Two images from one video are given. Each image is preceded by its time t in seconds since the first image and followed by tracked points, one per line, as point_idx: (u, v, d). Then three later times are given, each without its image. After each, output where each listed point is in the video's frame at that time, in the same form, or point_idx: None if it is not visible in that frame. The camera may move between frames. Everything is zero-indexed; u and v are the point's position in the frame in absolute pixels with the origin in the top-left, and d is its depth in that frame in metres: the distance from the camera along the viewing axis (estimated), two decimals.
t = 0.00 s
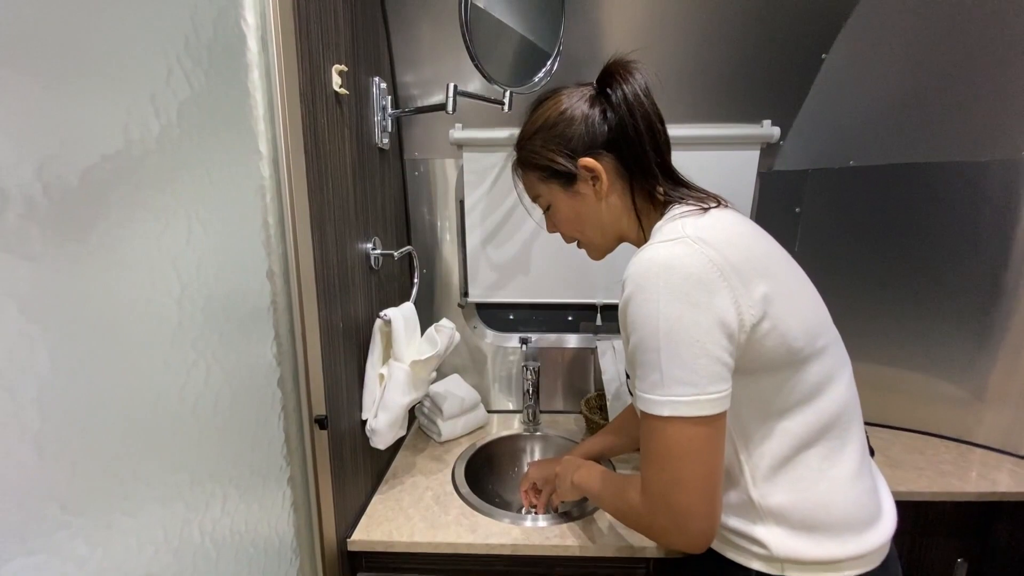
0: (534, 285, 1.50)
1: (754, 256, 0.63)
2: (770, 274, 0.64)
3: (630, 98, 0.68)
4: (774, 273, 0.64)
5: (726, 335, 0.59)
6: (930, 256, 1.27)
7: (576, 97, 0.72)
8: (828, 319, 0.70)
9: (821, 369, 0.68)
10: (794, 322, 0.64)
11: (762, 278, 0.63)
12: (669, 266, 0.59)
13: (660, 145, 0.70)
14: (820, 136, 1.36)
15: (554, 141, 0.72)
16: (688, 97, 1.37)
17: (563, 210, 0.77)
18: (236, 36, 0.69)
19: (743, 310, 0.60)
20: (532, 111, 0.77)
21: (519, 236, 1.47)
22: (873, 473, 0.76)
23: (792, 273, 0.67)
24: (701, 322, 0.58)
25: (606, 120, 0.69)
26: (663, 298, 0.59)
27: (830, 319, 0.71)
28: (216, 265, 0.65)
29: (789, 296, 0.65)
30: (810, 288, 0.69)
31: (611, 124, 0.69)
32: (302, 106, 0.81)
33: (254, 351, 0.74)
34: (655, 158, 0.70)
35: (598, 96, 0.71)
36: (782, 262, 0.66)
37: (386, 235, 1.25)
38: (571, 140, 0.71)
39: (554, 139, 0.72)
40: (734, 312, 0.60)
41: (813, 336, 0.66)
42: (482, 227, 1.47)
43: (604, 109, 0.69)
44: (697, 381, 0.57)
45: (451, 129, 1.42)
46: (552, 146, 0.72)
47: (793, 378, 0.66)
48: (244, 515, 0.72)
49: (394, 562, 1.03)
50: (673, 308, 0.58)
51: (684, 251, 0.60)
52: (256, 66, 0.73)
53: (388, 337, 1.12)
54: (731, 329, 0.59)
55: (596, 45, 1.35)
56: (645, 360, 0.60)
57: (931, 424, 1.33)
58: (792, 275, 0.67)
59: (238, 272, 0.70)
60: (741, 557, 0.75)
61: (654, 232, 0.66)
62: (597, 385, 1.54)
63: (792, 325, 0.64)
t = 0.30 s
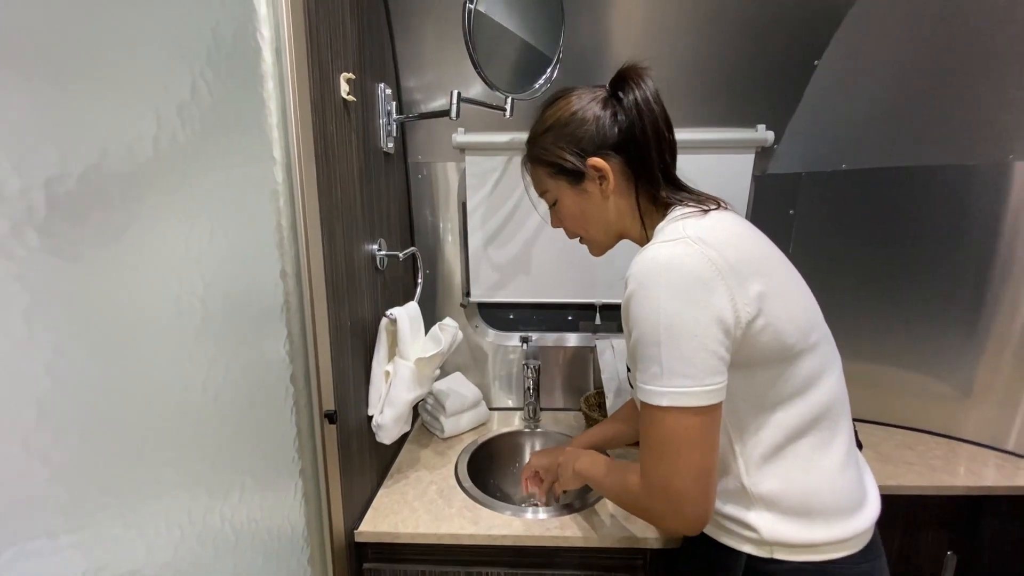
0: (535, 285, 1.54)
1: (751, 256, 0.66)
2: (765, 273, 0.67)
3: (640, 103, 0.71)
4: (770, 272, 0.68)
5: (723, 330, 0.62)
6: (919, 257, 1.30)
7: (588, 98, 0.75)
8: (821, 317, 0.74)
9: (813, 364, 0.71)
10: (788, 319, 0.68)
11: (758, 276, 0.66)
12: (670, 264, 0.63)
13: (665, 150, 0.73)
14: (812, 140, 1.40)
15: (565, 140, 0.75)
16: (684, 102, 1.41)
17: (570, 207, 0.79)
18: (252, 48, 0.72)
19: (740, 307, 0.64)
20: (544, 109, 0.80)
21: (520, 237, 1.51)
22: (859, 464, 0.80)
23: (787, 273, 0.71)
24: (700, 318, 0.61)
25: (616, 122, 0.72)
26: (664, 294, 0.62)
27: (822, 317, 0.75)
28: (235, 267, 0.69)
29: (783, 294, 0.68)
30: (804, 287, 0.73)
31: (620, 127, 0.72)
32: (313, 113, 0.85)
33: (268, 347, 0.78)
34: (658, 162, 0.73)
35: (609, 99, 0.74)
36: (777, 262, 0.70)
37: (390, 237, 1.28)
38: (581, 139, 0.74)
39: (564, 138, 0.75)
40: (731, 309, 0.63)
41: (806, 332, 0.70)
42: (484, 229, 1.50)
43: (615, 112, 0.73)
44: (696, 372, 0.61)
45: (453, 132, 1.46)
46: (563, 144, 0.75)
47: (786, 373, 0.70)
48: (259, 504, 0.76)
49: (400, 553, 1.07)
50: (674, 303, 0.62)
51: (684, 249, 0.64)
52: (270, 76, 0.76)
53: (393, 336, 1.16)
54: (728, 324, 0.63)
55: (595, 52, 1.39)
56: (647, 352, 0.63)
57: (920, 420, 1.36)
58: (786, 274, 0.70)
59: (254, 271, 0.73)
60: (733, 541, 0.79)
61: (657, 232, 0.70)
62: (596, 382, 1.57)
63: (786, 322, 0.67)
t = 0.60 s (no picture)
0: (535, 285, 1.57)
1: (765, 253, 0.70)
2: (778, 272, 0.70)
3: (686, 88, 0.74)
4: (782, 271, 0.71)
5: (735, 320, 0.66)
6: (909, 257, 1.34)
7: (633, 80, 0.77)
8: (830, 318, 0.77)
9: (818, 361, 0.75)
10: (796, 317, 0.71)
11: (771, 274, 0.69)
12: (687, 255, 0.66)
13: (700, 138, 0.76)
14: (806, 144, 1.43)
15: (607, 116, 0.76)
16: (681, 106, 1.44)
17: (602, 184, 0.80)
18: (267, 59, 0.75)
19: (752, 300, 0.67)
20: (585, 86, 0.80)
21: (520, 239, 1.54)
22: (854, 463, 0.83)
23: (800, 274, 0.74)
24: (715, 306, 0.65)
25: (660, 106, 0.74)
26: (679, 282, 0.66)
27: (831, 319, 0.78)
28: (251, 267, 0.72)
29: (794, 294, 0.71)
30: (816, 289, 0.76)
31: (665, 110, 0.74)
32: (323, 120, 0.88)
33: (280, 345, 0.81)
34: (692, 151, 0.77)
35: (653, 82, 0.76)
36: (790, 263, 0.73)
37: (395, 238, 1.32)
38: (625, 119, 0.75)
39: (607, 115, 0.76)
40: (744, 301, 0.66)
41: (814, 331, 0.73)
42: (485, 231, 1.54)
43: (660, 94, 0.74)
44: (705, 358, 0.64)
45: (456, 136, 1.50)
46: (604, 120, 0.76)
47: (792, 368, 0.74)
48: (273, 496, 0.79)
49: (405, 545, 1.10)
50: (690, 290, 0.65)
51: (702, 242, 0.67)
52: (283, 85, 0.79)
53: (398, 334, 1.19)
54: (740, 315, 0.66)
55: (595, 58, 1.42)
56: (662, 335, 0.66)
57: (911, 417, 1.40)
58: (799, 275, 0.74)
59: (267, 273, 0.77)
60: (724, 527, 0.82)
61: (675, 225, 0.73)
62: (595, 380, 1.61)
63: (795, 320, 0.71)
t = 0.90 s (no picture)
0: (533, 285, 1.60)
1: (774, 252, 0.73)
2: (786, 271, 0.73)
3: (675, 93, 0.76)
4: (789, 270, 0.74)
5: (747, 315, 0.68)
6: (900, 258, 1.37)
7: (622, 89, 0.80)
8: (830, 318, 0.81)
9: (818, 359, 0.78)
10: (802, 315, 0.74)
11: (780, 272, 0.72)
12: (701, 250, 0.69)
13: (695, 141, 0.78)
14: (800, 146, 1.45)
15: (599, 125, 0.79)
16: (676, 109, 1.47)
17: (600, 191, 0.84)
18: (273, 67, 0.78)
19: (763, 297, 0.70)
20: (579, 99, 0.84)
21: (518, 240, 1.57)
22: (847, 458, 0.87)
23: (804, 274, 0.77)
24: (728, 300, 0.67)
25: (651, 112, 0.77)
26: (694, 276, 0.68)
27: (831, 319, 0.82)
28: (259, 269, 0.75)
29: (797, 293, 0.74)
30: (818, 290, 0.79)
31: (656, 116, 0.77)
32: (326, 126, 0.91)
33: (286, 344, 0.84)
34: (688, 152, 0.79)
35: (644, 89, 0.79)
36: (796, 263, 0.76)
37: (395, 239, 1.35)
38: (616, 127, 0.78)
39: (600, 123, 0.79)
40: (755, 297, 0.69)
41: (817, 330, 0.76)
42: (484, 232, 1.57)
43: (649, 101, 0.77)
44: (720, 353, 0.66)
45: (455, 139, 1.52)
46: (597, 129, 0.80)
47: (796, 366, 0.76)
48: (279, 489, 0.82)
49: (406, 539, 1.13)
50: (705, 284, 0.68)
51: (716, 238, 0.70)
52: (288, 92, 0.82)
53: (399, 333, 1.22)
54: (752, 311, 0.69)
55: (591, 61, 1.45)
56: (675, 330, 0.68)
57: (902, 414, 1.43)
58: (804, 275, 0.77)
59: (274, 274, 0.79)
60: (725, 523, 0.84)
61: (688, 222, 0.76)
62: (592, 378, 1.64)
63: (800, 318, 0.74)
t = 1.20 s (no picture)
0: (532, 285, 1.62)
1: (754, 257, 0.75)
2: (766, 274, 0.76)
3: (649, 106, 0.79)
4: (769, 273, 0.77)
5: (730, 319, 0.71)
6: (892, 258, 1.39)
7: (598, 105, 0.83)
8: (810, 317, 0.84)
9: (801, 357, 0.81)
10: (783, 316, 0.77)
11: (759, 276, 0.75)
12: (684, 259, 0.72)
13: (670, 151, 0.81)
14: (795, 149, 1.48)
15: (580, 142, 0.82)
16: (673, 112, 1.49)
17: (586, 205, 0.86)
18: (280, 75, 0.81)
19: (744, 301, 0.73)
20: (557, 116, 0.87)
21: (518, 241, 1.60)
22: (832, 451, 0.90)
23: (784, 276, 0.80)
24: (711, 306, 0.70)
25: (627, 125, 0.80)
26: (678, 284, 0.71)
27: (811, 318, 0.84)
28: (265, 270, 0.78)
29: (777, 295, 0.77)
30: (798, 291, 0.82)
31: (632, 129, 0.80)
32: (330, 130, 0.94)
33: (291, 343, 0.86)
34: (666, 162, 0.81)
35: (618, 103, 0.82)
36: (775, 266, 0.79)
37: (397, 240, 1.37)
38: (597, 142, 0.81)
39: (580, 139, 0.82)
40: (737, 301, 0.72)
41: (798, 329, 0.79)
42: (484, 233, 1.59)
43: (625, 114, 0.80)
44: (709, 356, 0.69)
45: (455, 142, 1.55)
46: (578, 146, 0.82)
47: (780, 364, 0.79)
48: (285, 483, 0.84)
49: (408, 534, 1.16)
50: (687, 292, 0.70)
51: (697, 246, 0.72)
52: (293, 99, 0.84)
53: (401, 333, 1.25)
54: (734, 315, 0.72)
55: (589, 65, 1.47)
56: (663, 336, 0.71)
57: (895, 412, 1.45)
58: (783, 277, 0.80)
59: (280, 275, 0.82)
60: (717, 517, 0.87)
61: (670, 230, 0.78)
62: (590, 377, 1.66)
63: (781, 319, 0.76)
